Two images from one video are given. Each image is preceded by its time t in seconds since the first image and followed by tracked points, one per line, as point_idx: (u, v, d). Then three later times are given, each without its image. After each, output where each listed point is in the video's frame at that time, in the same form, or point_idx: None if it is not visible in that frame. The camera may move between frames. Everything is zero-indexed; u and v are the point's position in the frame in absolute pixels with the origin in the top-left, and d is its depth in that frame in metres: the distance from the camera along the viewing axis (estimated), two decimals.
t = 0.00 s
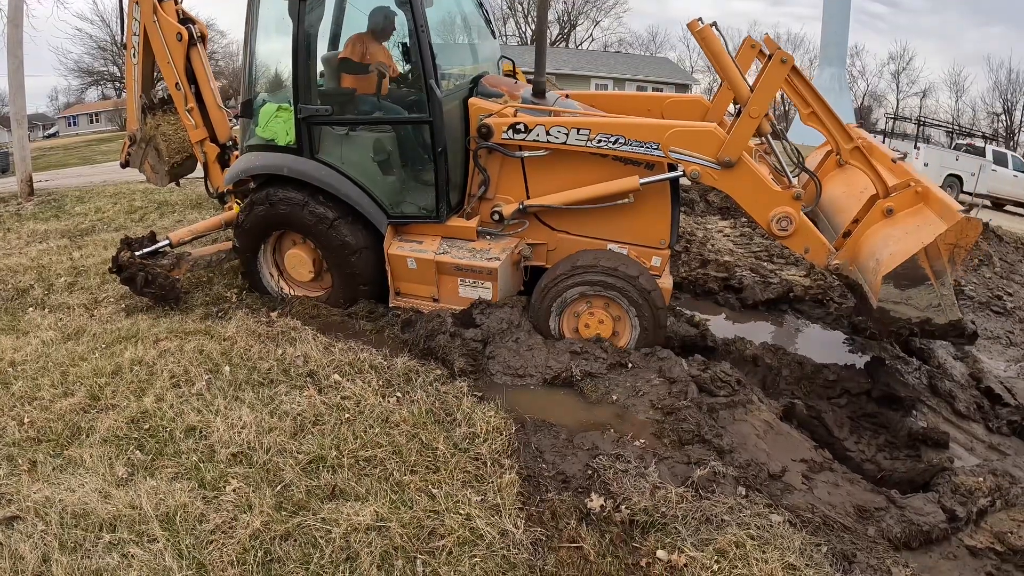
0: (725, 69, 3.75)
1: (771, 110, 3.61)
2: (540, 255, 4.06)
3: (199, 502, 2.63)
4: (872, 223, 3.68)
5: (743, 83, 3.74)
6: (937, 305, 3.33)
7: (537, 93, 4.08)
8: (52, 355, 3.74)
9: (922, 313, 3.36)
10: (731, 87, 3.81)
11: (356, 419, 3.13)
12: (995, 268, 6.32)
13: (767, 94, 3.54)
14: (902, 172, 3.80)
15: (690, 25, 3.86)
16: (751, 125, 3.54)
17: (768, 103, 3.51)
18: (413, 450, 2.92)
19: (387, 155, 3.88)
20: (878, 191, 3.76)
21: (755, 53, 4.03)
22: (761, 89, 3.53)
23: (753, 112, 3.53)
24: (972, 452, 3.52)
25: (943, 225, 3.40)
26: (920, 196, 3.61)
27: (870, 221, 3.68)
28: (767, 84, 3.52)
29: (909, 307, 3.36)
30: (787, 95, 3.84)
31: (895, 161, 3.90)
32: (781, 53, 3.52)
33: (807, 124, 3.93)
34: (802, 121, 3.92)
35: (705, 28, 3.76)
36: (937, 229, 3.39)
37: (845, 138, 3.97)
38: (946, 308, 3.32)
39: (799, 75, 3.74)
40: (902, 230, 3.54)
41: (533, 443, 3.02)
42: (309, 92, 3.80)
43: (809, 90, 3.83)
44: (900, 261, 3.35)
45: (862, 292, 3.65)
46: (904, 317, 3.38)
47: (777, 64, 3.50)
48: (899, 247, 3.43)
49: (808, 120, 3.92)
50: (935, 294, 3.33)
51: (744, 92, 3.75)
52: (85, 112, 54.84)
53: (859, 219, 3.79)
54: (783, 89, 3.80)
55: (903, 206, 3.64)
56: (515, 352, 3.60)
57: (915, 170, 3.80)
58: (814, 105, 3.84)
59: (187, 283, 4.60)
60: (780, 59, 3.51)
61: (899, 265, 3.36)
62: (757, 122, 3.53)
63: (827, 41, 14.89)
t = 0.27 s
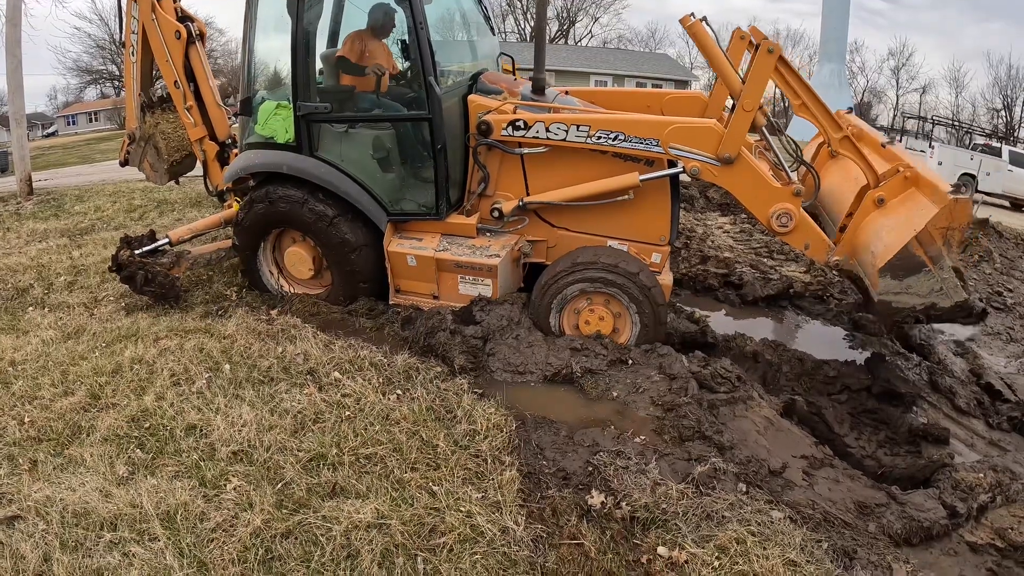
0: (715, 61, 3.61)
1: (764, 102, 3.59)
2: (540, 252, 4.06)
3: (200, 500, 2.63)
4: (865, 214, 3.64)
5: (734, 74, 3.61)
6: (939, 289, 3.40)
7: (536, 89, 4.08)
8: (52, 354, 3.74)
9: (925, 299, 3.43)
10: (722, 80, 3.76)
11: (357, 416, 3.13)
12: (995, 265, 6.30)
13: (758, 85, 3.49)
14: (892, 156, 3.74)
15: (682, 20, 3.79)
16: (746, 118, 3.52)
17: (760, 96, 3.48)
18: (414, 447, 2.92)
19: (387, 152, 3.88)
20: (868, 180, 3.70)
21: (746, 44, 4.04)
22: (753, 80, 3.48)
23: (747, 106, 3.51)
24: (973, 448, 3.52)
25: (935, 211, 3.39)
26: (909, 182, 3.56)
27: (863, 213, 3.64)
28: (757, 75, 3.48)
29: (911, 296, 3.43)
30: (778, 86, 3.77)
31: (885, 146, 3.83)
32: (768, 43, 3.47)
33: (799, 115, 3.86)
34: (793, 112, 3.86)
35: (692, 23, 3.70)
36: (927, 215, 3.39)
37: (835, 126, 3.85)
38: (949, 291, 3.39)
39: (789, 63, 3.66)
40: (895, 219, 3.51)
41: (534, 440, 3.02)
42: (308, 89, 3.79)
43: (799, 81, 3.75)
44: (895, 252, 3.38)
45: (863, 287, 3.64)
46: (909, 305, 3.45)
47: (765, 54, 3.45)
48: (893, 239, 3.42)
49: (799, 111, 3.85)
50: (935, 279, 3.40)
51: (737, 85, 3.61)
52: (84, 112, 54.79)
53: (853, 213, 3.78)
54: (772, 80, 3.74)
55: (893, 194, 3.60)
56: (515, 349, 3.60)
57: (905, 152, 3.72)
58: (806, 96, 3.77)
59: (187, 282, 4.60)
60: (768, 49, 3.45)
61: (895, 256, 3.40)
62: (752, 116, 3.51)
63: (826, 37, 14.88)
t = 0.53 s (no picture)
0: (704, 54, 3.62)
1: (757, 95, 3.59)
2: (539, 248, 4.05)
3: (200, 498, 2.63)
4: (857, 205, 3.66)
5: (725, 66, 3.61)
6: (940, 274, 3.40)
7: (535, 86, 4.07)
8: (52, 353, 3.74)
9: (927, 285, 3.42)
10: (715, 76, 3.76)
11: (356, 413, 3.12)
12: (995, 261, 6.30)
13: (750, 77, 3.51)
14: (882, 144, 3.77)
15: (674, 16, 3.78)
16: (742, 112, 3.51)
17: (753, 89, 3.49)
18: (414, 444, 2.91)
19: (386, 149, 3.87)
20: (859, 171, 3.70)
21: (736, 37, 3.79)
22: (744, 72, 3.51)
23: (741, 98, 3.51)
24: (973, 444, 3.52)
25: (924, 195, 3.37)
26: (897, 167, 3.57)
27: (857, 205, 3.64)
28: (746, 67, 3.51)
29: (912, 284, 3.42)
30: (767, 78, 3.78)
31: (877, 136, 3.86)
32: (755, 34, 3.51)
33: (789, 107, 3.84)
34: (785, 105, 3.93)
35: (683, 17, 3.70)
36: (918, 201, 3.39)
37: (824, 118, 3.83)
38: (950, 273, 3.39)
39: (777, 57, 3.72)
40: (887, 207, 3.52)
41: (534, 437, 3.02)
42: (307, 86, 3.78)
43: (787, 74, 3.76)
44: (888, 242, 3.38)
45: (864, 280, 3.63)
46: (910, 294, 3.45)
47: (753, 45, 3.49)
48: (886, 228, 3.42)
49: (790, 104, 3.84)
50: (934, 265, 3.40)
51: (729, 77, 3.61)
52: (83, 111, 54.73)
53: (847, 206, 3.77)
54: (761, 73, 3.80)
55: (884, 183, 3.60)
56: (515, 346, 3.60)
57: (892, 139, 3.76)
58: (796, 89, 3.76)
59: (186, 280, 4.60)
60: (755, 41, 3.50)
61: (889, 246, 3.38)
62: (746, 108, 3.50)
63: (826, 34, 14.85)
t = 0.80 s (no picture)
0: (704, 51, 3.53)
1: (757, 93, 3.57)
2: (539, 245, 4.05)
3: (199, 496, 2.63)
4: (857, 207, 3.69)
5: (725, 63, 3.53)
6: (940, 272, 3.32)
7: (534, 83, 4.06)
8: (51, 351, 3.74)
9: (928, 283, 3.35)
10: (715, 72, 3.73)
11: (356, 411, 3.12)
12: (995, 258, 6.29)
13: (750, 75, 3.49)
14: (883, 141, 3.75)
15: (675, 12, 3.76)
16: (742, 110, 3.50)
17: (752, 87, 3.48)
18: (413, 441, 2.91)
19: (385, 145, 3.87)
20: (858, 169, 3.70)
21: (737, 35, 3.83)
22: (744, 69, 3.48)
23: (741, 96, 3.49)
24: (973, 442, 3.52)
25: (924, 193, 3.37)
26: (898, 165, 3.55)
27: (857, 203, 3.67)
28: (747, 65, 3.47)
29: (911, 283, 3.36)
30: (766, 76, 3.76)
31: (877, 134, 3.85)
32: (755, 32, 3.48)
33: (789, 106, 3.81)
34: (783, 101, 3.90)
35: (683, 14, 3.68)
36: (918, 200, 3.37)
37: (824, 116, 3.79)
38: (950, 271, 3.31)
39: (775, 53, 3.70)
40: (888, 206, 3.51)
41: (533, 434, 3.02)
42: (306, 83, 3.78)
43: (786, 71, 3.74)
44: (888, 241, 3.37)
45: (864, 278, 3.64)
46: (911, 292, 3.38)
47: (753, 43, 3.46)
48: (887, 228, 3.42)
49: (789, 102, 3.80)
50: (934, 263, 3.32)
51: (729, 74, 3.54)
52: (82, 110, 54.70)
53: (846, 203, 3.79)
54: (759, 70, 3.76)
55: (883, 181, 3.61)
56: (515, 343, 3.60)
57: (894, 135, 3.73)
58: (795, 86, 3.75)
59: (186, 277, 4.59)
60: (755, 37, 3.47)
61: (889, 245, 3.37)
62: (747, 107, 3.49)
63: (825, 31, 14.84)
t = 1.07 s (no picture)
0: (707, 63, 3.63)
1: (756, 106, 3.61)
2: (538, 245, 4.05)
3: (198, 495, 2.63)
4: (849, 223, 3.67)
5: (726, 77, 3.61)
6: (927, 293, 3.31)
7: (532, 82, 4.06)
8: (50, 350, 3.74)
9: (914, 303, 3.35)
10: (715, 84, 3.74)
11: (355, 410, 3.12)
12: (994, 258, 6.30)
13: (750, 90, 3.54)
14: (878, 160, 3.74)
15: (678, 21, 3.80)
16: (740, 122, 3.53)
17: (752, 100, 3.52)
18: (412, 441, 2.91)
19: (384, 145, 3.87)
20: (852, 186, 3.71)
21: (739, 46, 3.84)
22: (745, 83, 3.55)
23: (741, 109, 3.53)
24: (971, 442, 3.53)
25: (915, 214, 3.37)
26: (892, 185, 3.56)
27: (848, 221, 3.68)
28: (749, 80, 3.54)
29: (898, 302, 3.36)
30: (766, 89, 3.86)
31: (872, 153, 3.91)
32: (757, 47, 3.54)
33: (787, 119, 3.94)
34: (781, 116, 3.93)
35: (687, 26, 3.70)
36: (909, 221, 3.35)
37: (820, 132, 3.94)
38: (937, 293, 3.30)
39: (776, 69, 3.79)
40: (879, 225, 3.51)
41: (532, 434, 3.02)
42: (305, 82, 3.78)
43: (786, 86, 3.86)
44: (878, 261, 3.35)
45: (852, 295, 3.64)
46: (896, 311, 3.38)
47: (754, 58, 3.53)
48: (877, 246, 3.40)
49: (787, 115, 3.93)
50: (921, 284, 3.32)
51: (730, 87, 3.61)
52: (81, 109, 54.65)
53: (837, 221, 3.80)
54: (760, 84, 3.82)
55: (876, 201, 3.63)
56: (514, 343, 3.60)
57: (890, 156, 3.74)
58: (791, 99, 3.87)
59: (185, 277, 4.59)
60: (757, 53, 3.53)
61: (878, 265, 3.35)
62: (745, 119, 3.52)
63: (824, 31, 14.85)
